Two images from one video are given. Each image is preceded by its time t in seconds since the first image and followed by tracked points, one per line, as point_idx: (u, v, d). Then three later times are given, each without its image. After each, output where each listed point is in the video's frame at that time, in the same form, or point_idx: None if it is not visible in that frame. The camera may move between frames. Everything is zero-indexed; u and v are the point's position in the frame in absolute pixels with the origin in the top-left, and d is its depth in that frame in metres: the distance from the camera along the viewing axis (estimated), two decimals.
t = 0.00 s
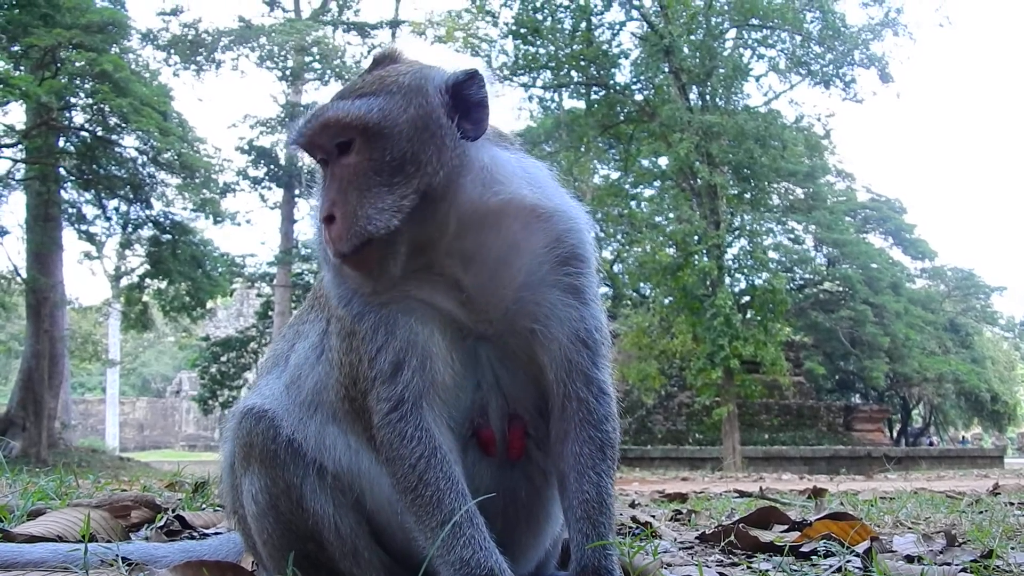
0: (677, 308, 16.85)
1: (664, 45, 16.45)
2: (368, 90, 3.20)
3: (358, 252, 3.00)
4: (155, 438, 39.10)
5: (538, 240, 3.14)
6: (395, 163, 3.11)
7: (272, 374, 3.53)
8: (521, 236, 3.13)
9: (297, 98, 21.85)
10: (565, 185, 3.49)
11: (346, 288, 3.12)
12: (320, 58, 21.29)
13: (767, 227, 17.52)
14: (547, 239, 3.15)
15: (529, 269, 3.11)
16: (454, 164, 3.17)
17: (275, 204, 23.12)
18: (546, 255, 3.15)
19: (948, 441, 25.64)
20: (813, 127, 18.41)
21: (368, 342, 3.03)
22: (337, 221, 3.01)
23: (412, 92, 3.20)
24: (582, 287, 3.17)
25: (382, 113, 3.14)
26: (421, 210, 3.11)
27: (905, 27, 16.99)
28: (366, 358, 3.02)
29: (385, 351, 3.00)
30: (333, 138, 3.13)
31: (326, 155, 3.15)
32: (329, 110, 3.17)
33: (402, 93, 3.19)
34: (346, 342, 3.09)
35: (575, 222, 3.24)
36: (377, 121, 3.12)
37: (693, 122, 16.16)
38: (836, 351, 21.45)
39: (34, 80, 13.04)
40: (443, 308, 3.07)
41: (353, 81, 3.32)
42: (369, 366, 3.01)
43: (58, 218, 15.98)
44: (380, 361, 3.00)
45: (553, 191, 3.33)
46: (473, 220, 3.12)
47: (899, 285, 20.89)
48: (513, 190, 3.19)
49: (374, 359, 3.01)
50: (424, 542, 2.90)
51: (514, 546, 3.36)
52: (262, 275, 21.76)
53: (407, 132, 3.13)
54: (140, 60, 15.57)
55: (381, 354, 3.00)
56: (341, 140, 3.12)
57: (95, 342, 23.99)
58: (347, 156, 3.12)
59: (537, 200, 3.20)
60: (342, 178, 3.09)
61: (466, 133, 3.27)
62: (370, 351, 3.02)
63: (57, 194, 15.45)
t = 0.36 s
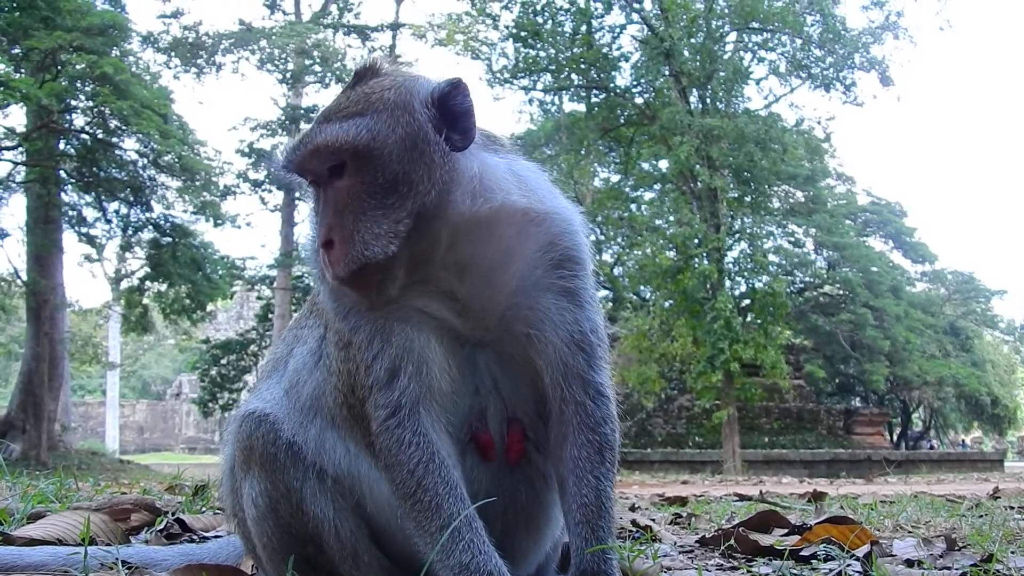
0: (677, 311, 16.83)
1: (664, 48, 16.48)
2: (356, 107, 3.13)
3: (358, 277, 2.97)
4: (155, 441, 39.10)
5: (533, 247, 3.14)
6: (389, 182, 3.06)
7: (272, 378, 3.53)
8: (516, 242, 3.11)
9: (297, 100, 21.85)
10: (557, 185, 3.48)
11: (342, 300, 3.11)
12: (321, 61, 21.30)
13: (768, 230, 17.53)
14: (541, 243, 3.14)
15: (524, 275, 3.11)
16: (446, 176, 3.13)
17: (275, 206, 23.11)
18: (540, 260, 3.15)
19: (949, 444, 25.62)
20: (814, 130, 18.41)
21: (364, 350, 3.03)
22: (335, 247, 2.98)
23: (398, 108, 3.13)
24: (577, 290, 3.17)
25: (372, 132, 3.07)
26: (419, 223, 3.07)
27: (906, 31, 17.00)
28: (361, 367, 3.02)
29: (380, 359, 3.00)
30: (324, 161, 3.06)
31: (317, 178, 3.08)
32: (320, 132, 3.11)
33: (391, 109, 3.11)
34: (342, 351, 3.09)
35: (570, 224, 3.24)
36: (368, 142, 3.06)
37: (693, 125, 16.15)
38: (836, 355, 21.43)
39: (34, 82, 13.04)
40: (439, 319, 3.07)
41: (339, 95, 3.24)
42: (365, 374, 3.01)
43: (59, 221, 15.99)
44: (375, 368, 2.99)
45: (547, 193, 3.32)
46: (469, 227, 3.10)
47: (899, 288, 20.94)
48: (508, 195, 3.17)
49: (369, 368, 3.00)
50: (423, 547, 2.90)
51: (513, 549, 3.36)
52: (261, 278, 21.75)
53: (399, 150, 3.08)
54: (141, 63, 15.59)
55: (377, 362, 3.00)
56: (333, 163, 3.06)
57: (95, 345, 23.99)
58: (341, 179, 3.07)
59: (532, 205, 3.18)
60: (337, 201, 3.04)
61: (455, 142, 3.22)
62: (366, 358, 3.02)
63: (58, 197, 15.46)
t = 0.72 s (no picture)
0: (679, 312, 16.82)
1: (666, 49, 16.50)
2: (372, 124, 2.94)
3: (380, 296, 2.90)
4: (157, 441, 39.12)
5: (537, 251, 3.14)
6: (419, 201, 2.99)
7: (273, 380, 3.54)
8: (520, 245, 3.11)
9: (299, 102, 21.86)
10: (556, 185, 3.48)
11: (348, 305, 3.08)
12: (322, 62, 21.31)
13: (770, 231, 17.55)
14: (544, 246, 3.15)
15: (526, 277, 3.11)
16: (466, 188, 3.08)
17: (277, 207, 23.12)
18: (543, 262, 3.16)
19: (950, 446, 25.62)
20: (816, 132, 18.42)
21: (366, 352, 3.02)
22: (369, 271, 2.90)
23: (416, 123, 2.99)
24: (579, 292, 3.19)
25: (397, 152, 2.93)
26: (442, 236, 3.03)
27: (908, 33, 16.99)
28: (363, 369, 3.01)
29: (382, 360, 2.99)
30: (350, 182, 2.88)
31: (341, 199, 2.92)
32: (338, 151, 2.91)
33: (411, 125, 2.97)
34: (343, 354, 3.07)
35: (572, 227, 3.25)
36: (396, 164, 2.92)
37: (695, 127, 16.13)
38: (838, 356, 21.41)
39: (36, 83, 13.04)
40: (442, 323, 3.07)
41: (345, 103, 3.01)
42: (367, 376, 3.00)
43: (61, 221, 16.01)
44: (376, 371, 2.99)
45: (547, 193, 3.32)
46: (476, 233, 3.08)
47: (901, 289, 20.95)
48: (512, 199, 3.18)
49: (370, 369, 2.99)
50: (425, 546, 2.91)
51: (514, 550, 3.36)
52: (263, 279, 21.75)
53: (425, 167, 2.98)
54: (143, 64, 15.60)
55: (378, 364, 2.99)
56: (359, 185, 2.90)
57: (97, 345, 24.01)
58: (364, 200, 2.94)
59: (534, 208, 3.19)
60: (365, 221, 2.95)
61: (463, 146, 3.15)
62: (368, 360, 3.01)
63: (60, 197, 15.47)
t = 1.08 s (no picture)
0: (683, 311, 16.81)
1: (671, 47, 16.50)
2: (421, 124, 2.87)
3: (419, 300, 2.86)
4: (160, 438, 39.11)
5: (553, 252, 3.13)
6: (465, 207, 2.93)
7: (278, 375, 3.55)
8: (539, 245, 3.09)
9: (304, 99, 21.87)
10: (566, 185, 3.47)
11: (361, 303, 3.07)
12: (327, 59, 21.34)
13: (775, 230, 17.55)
14: (558, 247, 3.14)
15: (542, 277, 3.10)
16: (503, 191, 3.05)
17: (281, 204, 23.13)
18: (557, 263, 3.15)
19: (954, 445, 25.59)
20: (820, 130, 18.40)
21: (373, 347, 3.02)
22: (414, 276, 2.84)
23: (460, 129, 2.94)
24: (590, 292, 3.18)
25: (446, 154, 2.87)
26: (487, 242, 2.98)
27: (913, 31, 16.96)
28: (371, 363, 3.01)
29: (391, 356, 2.99)
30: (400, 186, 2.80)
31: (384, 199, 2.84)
32: (389, 150, 2.82)
33: (459, 130, 2.93)
34: (352, 348, 3.08)
35: (584, 229, 3.25)
36: (447, 168, 2.87)
37: (700, 125, 16.13)
38: (842, 355, 21.39)
39: (40, 80, 13.07)
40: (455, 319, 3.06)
41: (386, 98, 2.91)
42: (374, 370, 3.01)
43: (65, 218, 16.05)
44: (384, 366, 2.99)
45: (562, 194, 3.31)
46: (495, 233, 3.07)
47: (905, 288, 20.92)
48: (530, 199, 3.16)
49: (378, 364, 3.00)
50: (430, 541, 2.91)
51: (517, 548, 3.36)
52: (268, 276, 21.78)
53: (470, 172, 2.93)
54: (147, 61, 15.63)
55: (386, 359, 3.00)
56: (406, 189, 2.83)
57: (101, 343, 24.07)
58: (413, 202, 2.86)
59: (551, 207, 3.18)
60: (406, 224, 2.87)
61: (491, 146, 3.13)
62: (375, 354, 3.01)
63: (64, 194, 15.50)
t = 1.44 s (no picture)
0: (689, 303, 16.81)
1: (677, 40, 16.49)
2: (478, 129, 2.75)
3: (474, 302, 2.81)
4: (167, 430, 39.23)
5: (569, 247, 3.14)
6: (519, 212, 2.86)
7: (286, 368, 3.56)
8: (557, 241, 3.09)
9: (310, 91, 21.88)
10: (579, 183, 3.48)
11: (377, 296, 3.07)
12: (333, 52, 21.36)
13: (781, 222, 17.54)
14: (574, 244, 3.15)
15: (557, 271, 3.11)
16: (544, 193, 3.00)
17: (287, 196, 23.17)
18: (571, 259, 3.16)
19: (960, 438, 25.58)
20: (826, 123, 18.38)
21: (384, 336, 3.04)
22: (468, 281, 2.79)
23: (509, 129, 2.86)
24: (601, 287, 3.21)
25: (505, 161, 2.79)
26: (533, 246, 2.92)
27: (920, 24, 16.91)
28: (382, 352, 3.03)
29: (402, 345, 3.01)
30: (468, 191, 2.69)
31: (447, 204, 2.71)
32: (451, 156, 2.69)
33: (508, 132, 2.86)
34: (363, 338, 3.10)
35: (596, 225, 3.26)
36: (504, 173, 2.77)
37: (706, 118, 16.11)
38: (848, 347, 21.37)
39: (47, 73, 13.08)
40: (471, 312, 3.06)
41: (429, 97, 2.75)
42: (385, 359, 3.03)
43: (72, 210, 16.09)
44: (395, 355, 3.01)
45: (576, 189, 3.32)
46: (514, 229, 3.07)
47: (911, 281, 20.86)
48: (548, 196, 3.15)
49: (389, 353, 3.02)
50: (439, 532, 2.93)
51: (524, 539, 3.38)
52: (274, 268, 21.84)
53: (520, 177, 2.86)
54: (154, 53, 15.65)
55: (397, 349, 3.01)
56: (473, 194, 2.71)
57: (108, 335, 24.14)
58: (472, 208, 2.74)
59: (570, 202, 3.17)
60: (461, 229, 2.76)
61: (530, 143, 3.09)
62: (387, 344, 3.02)
63: (70, 186, 15.54)
